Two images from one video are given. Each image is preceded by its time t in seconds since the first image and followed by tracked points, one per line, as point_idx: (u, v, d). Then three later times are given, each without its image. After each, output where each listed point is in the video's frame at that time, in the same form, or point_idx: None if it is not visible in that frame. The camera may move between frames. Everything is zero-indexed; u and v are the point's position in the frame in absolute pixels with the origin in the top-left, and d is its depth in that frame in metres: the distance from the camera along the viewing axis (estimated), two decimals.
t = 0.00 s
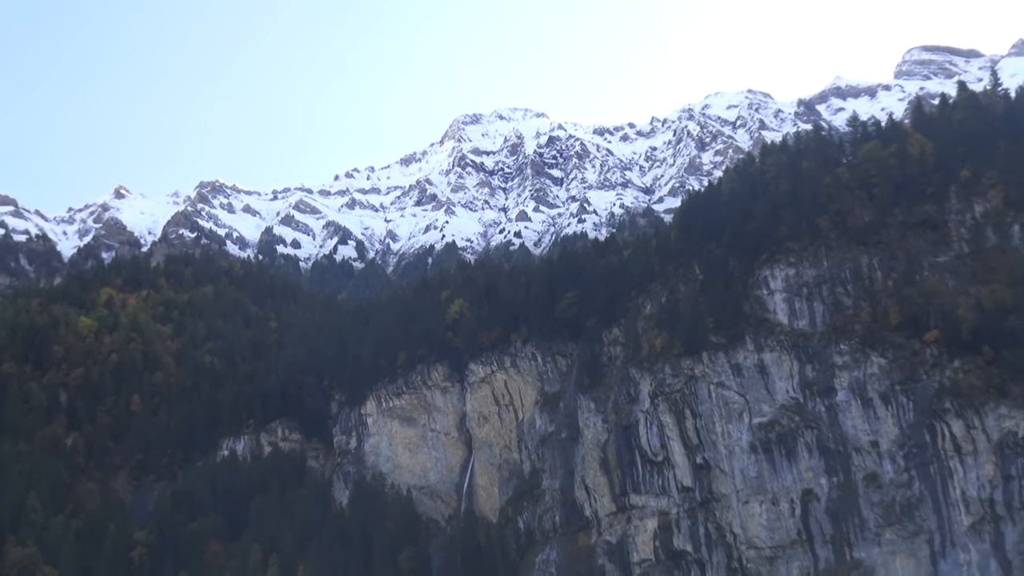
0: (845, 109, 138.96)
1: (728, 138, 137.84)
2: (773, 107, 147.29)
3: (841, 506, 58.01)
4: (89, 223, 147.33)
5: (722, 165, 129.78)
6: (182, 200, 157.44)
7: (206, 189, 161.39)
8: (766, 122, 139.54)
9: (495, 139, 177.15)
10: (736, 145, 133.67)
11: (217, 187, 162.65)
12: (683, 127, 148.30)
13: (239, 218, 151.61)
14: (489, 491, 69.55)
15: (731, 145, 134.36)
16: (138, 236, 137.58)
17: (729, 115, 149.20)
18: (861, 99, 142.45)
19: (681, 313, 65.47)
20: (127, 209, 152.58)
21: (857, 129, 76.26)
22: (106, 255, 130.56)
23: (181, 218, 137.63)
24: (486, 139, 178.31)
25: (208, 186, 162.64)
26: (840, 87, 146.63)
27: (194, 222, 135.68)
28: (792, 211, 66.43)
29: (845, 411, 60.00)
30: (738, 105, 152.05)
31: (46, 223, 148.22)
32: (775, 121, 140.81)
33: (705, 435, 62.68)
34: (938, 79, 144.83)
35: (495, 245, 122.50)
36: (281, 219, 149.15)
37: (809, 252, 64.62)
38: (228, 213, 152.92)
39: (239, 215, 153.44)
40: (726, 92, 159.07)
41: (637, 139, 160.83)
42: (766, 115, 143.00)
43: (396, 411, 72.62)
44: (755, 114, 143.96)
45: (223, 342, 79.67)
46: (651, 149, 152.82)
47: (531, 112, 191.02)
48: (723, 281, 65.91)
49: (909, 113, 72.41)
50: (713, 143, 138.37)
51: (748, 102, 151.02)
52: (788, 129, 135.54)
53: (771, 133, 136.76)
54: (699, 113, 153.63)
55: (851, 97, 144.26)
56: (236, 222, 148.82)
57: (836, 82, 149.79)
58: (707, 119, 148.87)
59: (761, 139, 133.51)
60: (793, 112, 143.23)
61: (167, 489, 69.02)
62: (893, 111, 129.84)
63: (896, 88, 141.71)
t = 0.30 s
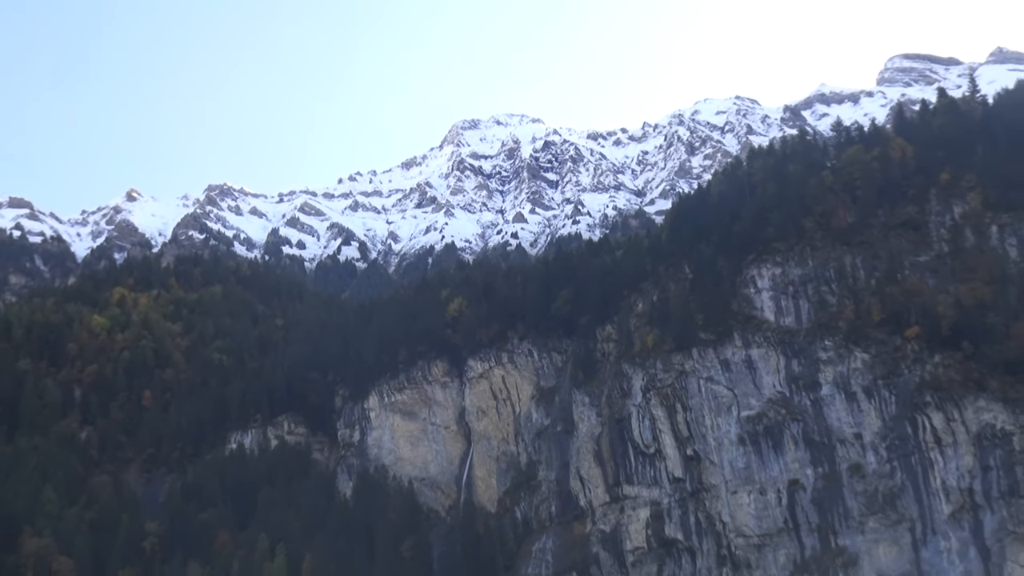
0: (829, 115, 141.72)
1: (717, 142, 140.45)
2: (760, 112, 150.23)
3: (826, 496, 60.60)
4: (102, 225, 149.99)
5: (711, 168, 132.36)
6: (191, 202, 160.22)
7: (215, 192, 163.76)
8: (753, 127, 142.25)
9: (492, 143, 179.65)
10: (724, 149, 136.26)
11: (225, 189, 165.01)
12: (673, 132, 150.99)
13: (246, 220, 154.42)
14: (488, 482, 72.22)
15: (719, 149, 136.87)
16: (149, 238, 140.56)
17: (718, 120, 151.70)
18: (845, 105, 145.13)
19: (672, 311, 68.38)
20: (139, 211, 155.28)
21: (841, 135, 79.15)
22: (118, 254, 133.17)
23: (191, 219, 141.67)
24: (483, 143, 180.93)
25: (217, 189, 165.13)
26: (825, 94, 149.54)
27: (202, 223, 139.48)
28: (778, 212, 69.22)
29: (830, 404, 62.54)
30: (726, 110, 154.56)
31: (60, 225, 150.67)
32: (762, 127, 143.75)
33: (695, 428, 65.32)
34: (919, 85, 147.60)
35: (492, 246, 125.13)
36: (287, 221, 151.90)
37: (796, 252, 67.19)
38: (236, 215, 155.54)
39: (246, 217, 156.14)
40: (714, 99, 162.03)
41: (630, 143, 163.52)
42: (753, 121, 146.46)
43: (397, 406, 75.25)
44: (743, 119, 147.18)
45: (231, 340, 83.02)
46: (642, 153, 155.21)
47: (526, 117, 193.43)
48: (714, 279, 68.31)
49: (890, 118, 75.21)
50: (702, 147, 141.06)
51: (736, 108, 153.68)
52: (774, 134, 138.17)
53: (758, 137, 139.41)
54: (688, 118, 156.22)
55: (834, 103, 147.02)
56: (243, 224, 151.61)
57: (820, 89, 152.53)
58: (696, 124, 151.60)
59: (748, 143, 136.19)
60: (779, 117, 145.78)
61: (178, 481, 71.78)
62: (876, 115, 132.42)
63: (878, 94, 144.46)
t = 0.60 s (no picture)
0: (813, 114, 144.34)
1: (706, 141, 143.20)
2: (747, 111, 152.99)
3: (812, 481, 63.31)
4: (115, 221, 152.70)
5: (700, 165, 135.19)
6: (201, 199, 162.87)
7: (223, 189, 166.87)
8: (740, 126, 145.01)
9: (490, 142, 182.28)
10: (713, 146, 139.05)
11: (233, 186, 168.13)
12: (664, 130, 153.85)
13: (253, 216, 156.98)
14: (486, 467, 74.93)
15: (708, 147, 139.58)
16: (161, 233, 143.52)
17: (706, 118, 154.50)
18: (828, 104, 147.72)
19: (662, 301, 71.51)
20: (150, 208, 158.13)
21: (825, 134, 82.36)
22: (130, 251, 135.37)
23: (200, 215, 143.94)
24: (481, 142, 183.50)
25: (225, 186, 168.03)
26: (809, 94, 152.28)
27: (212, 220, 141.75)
28: (764, 207, 72.51)
29: (815, 391, 65.25)
30: (714, 109, 157.27)
31: (75, 221, 153.35)
32: (749, 125, 146.51)
33: (686, 415, 68.04)
34: (899, 85, 150.36)
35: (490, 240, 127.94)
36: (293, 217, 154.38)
37: (782, 245, 69.97)
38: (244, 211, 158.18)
39: (254, 213, 158.77)
40: (703, 98, 164.48)
41: (621, 142, 166.00)
42: (740, 119, 149.16)
43: (399, 394, 78.25)
44: (730, 118, 149.90)
45: (239, 330, 86.91)
46: (634, 150, 158.01)
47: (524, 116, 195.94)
48: (703, 271, 71.29)
49: (872, 117, 78.27)
50: (692, 145, 143.86)
51: (724, 107, 156.46)
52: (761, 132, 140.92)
53: (746, 135, 142.17)
54: (678, 117, 159.04)
55: (818, 102, 149.80)
56: (251, 220, 154.58)
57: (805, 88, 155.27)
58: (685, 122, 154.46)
59: (736, 141, 138.65)
60: (766, 116, 148.52)
61: (188, 466, 75.01)
62: (859, 114, 135.18)
63: (860, 94, 147.15)
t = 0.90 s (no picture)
0: (800, 113, 146.93)
1: (697, 140, 145.69)
2: (736, 111, 155.81)
3: (799, 466, 66.12)
4: (128, 218, 155.04)
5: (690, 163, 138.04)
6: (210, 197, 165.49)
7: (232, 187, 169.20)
8: (729, 125, 147.75)
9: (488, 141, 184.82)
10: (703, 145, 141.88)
11: (242, 185, 170.47)
12: (656, 129, 156.76)
13: (261, 213, 159.54)
14: (486, 454, 78.18)
15: (698, 146, 142.08)
16: (172, 230, 146.36)
17: (697, 118, 157.38)
18: (814, 104, 150.38)
19: (654, 294, 74.56)
20: (161, 205, 161.01)
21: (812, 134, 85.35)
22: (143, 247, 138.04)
23: (210, 212, 147.19)
24: (481, 141, 186.26)
25: (234, 184, 170.26)
26: (796, 94, 154.97)
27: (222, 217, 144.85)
28: (753, 203, 75.49)
29: (800, 380, 68.12)
30: (704, 109, 160.09)
31: (88, 218, 156.01)
32: (737, 124, 149.27)
33: (677, 403, 70.87)
34: (883, 86, 152.99)
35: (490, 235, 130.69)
36: (300, 214, 157.02)
37: (769, 240, 72.77)
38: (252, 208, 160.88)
39: (261, 210, 161.46)
40: (693, 98, 167.25)
41: (615, 141, 168.49)
42: (729, 119, 151.94)
43: (402, 383, 81.48)
44: (719, 117, 152.66)
45: (248, 323, 90.63)
46: (627, 149, 160.87)
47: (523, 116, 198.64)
48: (694, 264, 74.25)
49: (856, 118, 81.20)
50: (683, 143, 146.60)
51: (713, 107, 159.32)
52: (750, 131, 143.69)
53: (735, 134, 144.95)
54: (669, 117, 161.88)
55: (805, 102, 152.58)
56: (259, 217, 157.29)
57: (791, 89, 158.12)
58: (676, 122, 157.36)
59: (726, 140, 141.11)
60: (754, 116, 151.22)
61: (199, 454, 78.18)
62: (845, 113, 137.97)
63: (846, 95, 149.82)
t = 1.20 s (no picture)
0: (786, 115, 149.70)
1: (687, 140, 148.48)
2: (725, 113, 158.62)
3: (785, 455, 68.98)
4: (140, 216, 157.77)
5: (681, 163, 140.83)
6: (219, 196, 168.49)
7: (239, 185, 171.87)
8: (718, 126, 150.51)
9: (487, 141, 187.90)
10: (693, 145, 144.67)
11: (249, 183, 173.26)
12: (648, 131, 159.64)
13: (268, 212, 162.33)
14: (484, 443, 80.96)
15: (688, 146, 144.87)
16: (182, 228, 149.37)
17: (686, 120, 160.22)
18: (800, 106, 153.36)
19: (646, 289, 77.24)
20: (171, 204, 163.83)
21: (799, 134, 88.47)
22: (154, 244, 140.82)
23: (218, 210, 150.26)
24: (480, 141, 189.34)
25: (241, 182, 172.88)
26: (783, 96, 158.04)
27: (229, 215, 148.07)
28: (741, 202, 78.53)
29: (787, 371, 70.83)
30: (694, 111, 162.91)
31: (100, 216, 158.30)
32: (726, 125, 152.01)
33: (668, 394, 73.72)
34: (866, 88, 155.79)
35: (489, 232, 133.38)
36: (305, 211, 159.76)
37: (757, 236, 75.68)
38: (259, 207, 163.61)
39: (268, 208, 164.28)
40: (683, 101, 170.21)
41: (608, 141, 171.30)
42: (718, 120, 154.72)
43: (403, 375, 84.48)
44: (708, 119, 155.44)
45: (255, 317, 93.91)
46: (620, 149, 163.68)
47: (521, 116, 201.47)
48: (685, 259, 77.02)
49: (841, 117, 84.24)
50: (674, 143, 149.50)
51: (703, 109, 162.17)
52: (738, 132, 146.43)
53: (723, 135, 147.69)
54: (659, 119, 164.72)
55: (790, 105, 155.43)
56: (266, 215, 160.06)
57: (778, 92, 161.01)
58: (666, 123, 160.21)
59: (715, 140, 143.91)
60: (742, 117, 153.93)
61: (208, 443, 81.40)
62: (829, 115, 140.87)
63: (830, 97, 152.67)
